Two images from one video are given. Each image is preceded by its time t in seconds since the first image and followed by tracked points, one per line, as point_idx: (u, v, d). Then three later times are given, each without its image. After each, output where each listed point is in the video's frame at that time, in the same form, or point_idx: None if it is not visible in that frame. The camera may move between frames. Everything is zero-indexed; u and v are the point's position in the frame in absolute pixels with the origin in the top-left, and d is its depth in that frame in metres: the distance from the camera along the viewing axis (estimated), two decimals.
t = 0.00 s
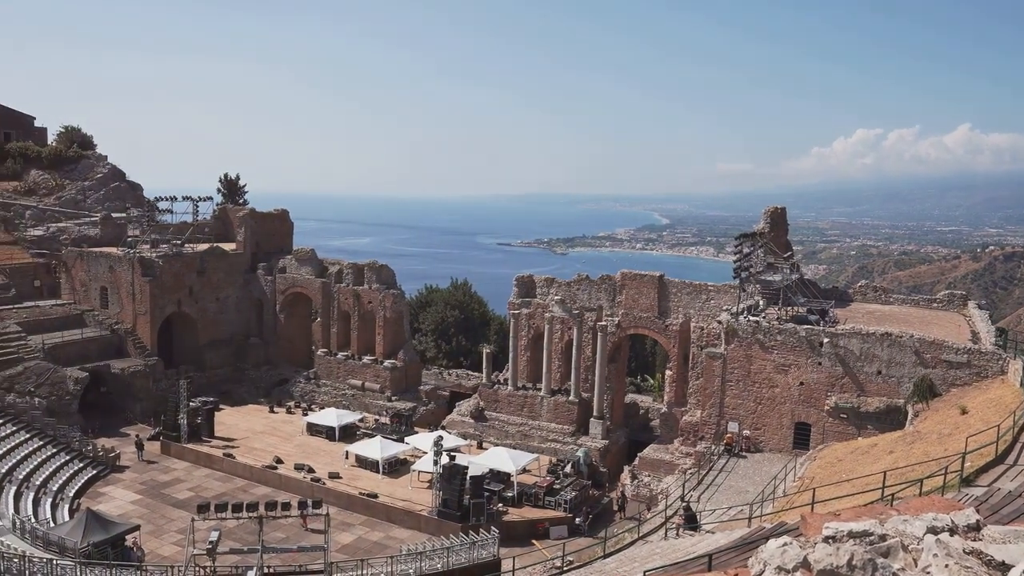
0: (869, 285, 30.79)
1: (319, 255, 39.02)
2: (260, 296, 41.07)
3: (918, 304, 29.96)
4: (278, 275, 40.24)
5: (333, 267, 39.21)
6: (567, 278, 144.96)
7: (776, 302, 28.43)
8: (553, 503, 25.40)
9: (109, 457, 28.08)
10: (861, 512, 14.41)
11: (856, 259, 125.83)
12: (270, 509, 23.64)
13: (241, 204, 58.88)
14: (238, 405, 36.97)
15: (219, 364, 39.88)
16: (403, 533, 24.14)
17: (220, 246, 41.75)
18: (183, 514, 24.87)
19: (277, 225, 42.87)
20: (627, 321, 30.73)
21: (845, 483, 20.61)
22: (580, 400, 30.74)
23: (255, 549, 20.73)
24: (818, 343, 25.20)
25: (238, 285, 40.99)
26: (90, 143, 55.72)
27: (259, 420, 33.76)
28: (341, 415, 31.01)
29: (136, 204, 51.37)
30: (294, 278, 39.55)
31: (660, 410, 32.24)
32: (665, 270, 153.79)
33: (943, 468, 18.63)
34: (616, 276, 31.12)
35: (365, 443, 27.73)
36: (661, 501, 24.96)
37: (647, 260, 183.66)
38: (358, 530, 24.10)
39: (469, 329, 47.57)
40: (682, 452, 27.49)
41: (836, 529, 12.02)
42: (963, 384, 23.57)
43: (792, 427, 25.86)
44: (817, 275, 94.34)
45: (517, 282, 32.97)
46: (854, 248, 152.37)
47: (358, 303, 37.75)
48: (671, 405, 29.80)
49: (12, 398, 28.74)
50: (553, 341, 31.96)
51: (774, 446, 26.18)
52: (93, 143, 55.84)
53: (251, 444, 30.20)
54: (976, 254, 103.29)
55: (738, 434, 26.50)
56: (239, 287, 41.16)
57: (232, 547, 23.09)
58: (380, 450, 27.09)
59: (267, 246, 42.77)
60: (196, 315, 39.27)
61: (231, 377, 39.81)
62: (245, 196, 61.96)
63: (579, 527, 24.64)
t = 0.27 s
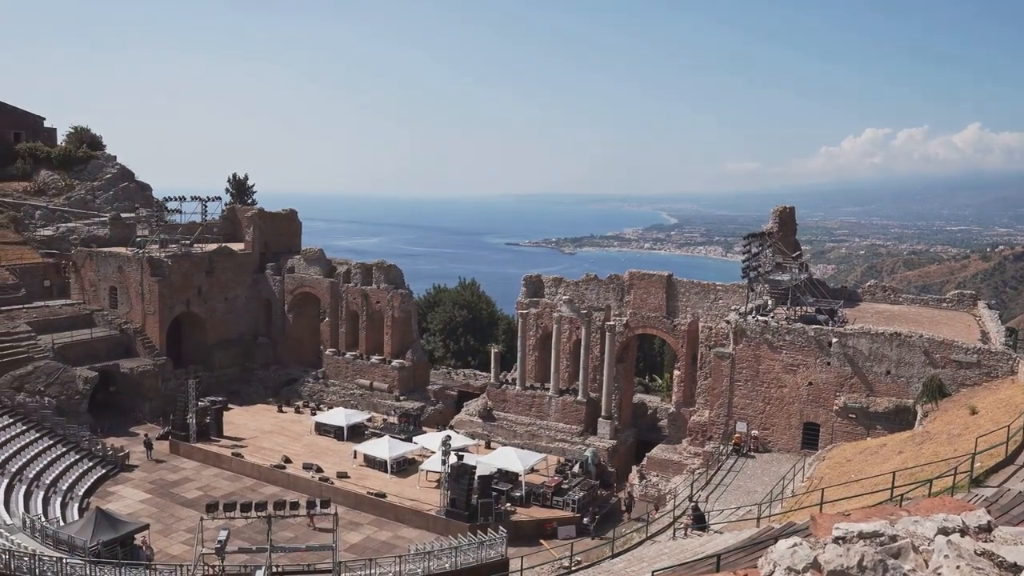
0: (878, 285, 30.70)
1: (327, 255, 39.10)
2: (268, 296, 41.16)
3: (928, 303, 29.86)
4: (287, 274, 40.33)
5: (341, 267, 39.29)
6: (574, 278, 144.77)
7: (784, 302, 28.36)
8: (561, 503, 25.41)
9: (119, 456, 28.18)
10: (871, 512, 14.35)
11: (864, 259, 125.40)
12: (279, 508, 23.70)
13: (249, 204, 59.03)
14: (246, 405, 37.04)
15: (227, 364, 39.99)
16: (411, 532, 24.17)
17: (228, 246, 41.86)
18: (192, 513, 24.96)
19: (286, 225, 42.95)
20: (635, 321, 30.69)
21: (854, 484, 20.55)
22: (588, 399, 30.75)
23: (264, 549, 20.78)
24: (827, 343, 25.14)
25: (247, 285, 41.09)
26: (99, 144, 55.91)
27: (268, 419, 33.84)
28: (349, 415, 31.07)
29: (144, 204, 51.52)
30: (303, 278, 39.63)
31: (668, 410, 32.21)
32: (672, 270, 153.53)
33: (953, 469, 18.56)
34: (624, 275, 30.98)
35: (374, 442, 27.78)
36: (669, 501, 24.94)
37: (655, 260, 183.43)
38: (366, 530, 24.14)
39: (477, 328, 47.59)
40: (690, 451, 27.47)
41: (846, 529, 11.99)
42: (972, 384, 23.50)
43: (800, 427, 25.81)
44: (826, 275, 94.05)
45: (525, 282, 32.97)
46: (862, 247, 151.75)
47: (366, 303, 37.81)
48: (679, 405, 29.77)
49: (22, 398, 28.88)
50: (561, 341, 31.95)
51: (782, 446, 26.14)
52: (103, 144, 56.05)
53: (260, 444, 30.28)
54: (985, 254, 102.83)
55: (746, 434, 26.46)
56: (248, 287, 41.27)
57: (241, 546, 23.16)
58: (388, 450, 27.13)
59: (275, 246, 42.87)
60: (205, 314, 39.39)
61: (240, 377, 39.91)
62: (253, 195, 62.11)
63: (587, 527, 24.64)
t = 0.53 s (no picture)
0: (886, 284, 30.64)
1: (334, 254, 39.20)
2: (276, 295, 41.27)
3: (936, 303, 29.79)
4: (294, 274, 40.43)
5: (348, 266, 39.39)
6: (581, 277, 144.65)
7: (792, 302, 28.31)
8: (569, 502, 25.41)
9: (127, 455, 28.28)
10: (881, 512, 14.29)
11: (872, 258, 125.00)
12: (287, 507, 23.75)
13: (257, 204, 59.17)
14: (254, 404, 37.11)
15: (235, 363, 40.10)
16: (418, 531, 24.19)
17: (236, 245, 41.98)
18: (200, 512, 25.04)
19: (293, 224, 43.06)
20: (642, 320, 30.69)
21: (862, 483, 20.49)
22: (595, 399, 30.76)
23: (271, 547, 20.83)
24: (835, 342, 25.10)
25: (254, 284, 41.20)
26: (107, 144, 56.09)
27: (275, 419, 33.92)
28: (356, 414, 31.12)
29: (152, 204, 51.65)
30: (310, 277, 39.71)
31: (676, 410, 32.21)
32: (678, 269, 153.31)
33: (961, 468, 18.48)
34: (632, 275, 31.11)
35: (381, 442, 27.83)
36: (676, 501, 24.91)
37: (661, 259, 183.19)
38: (373, 529, 24.17)
39: (484, 328, 47.63)
40: (697, 451, 27.45)
41: (855, 529, 11.95)
42: (981, 383, 23.45)
43: (808, 427, 25.75)
44: (834, 274, 93.79)
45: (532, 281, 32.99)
46: (870, 246, 151.21)
47: (374, 302, 37.88)
48: (686, 405, 29.76)
49: (31, 397, 29.01)
50: (569, 340, 31.94)
51: (790, 446, 26.08)
52: (110, 144, 56.25)
53: (267, 443, 30.35)
54: (994, 253, 102.42)
55: (754, 433, 26.43)
56: (256, 286, 41.38)
57: (248, 545, 23.21)
58: (396, 449, 27.18)
59: (283, 246, 42.97)
60: (213, 313, 39.51)
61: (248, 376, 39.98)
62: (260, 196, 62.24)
63: (595, 527, 24.63)
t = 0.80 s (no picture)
0: (894, 283, 30.54)
1: (342, 254, 39.28)
2: (284, 294, 41.38)
3: (945, 302, 29.67)
4: (302, 273, 40.53)
5: (356, 266, 39.47)
6: (589, 276, 144.54)
7: (800, 301, 28.19)
8: (576, 501, 25.41)
9: (136, 453, 28.40)
10: (890, 512, 14.24)
11: (881, 257, 124.52)
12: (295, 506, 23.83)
13: (265, 203, 59.40)
14: (262, 403, 37.21)
15: (243, 362, 40.22)
16: (426, 530, 24.22)
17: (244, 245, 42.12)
18: (208, 510, 25.12)
19: (301, 224, 43.17)
20: (650, 319, 30.64)
21: (870, 483, 20.42)
22: (603, 398, 30.76)
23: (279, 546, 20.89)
24: (843, 342, 25.02)
25: (262, 284, 41.33)
26: (116, 143, 56.35)
27: (283, 417, 34.02)
28: (364, 413, 31.19)
29: (161, 203, 51.86)
30: (318, 277, 39.78)
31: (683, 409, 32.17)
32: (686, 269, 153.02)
33: (971, 469, 18.39)
34: (639, 274, 31.12)
35: (389, 441, 27.87)
36: (683, 500, 24.89)
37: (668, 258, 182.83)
38: (381, 528, 24.22)
39: (492, 327, 47.67)
40: (705, 450, 27.41)
41: (865, 529, 11.91)
42: (991, 383, 23.36)
43: (817, 426, 25.68)
44: (843, 274, 93.48)
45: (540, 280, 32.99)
46: (879, 245, 150.61)
47: (381, 302, 37.94)
48: (694, 404, 29.71)
49: (41, 395, 29.16)
50: (576, 340, 31.94)
51: (798, 445, 26.02)
52: (119, 144, 56.48)
53: (275, 442, 30.44)
54: (1004, 252, 101.87)
55: (762, 433, 26.36)
56: (264, 286, 41.50)
57: (256, 544, 23.28)
58: (403, 448, 27.23)
59: (291, 245, 43.08)
60: (221, 312, 39.65)
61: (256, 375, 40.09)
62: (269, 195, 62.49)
63: (602, 526, 24.62)
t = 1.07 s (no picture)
0: (903, 282, 30.43)
1: (349, 253, 39.34)
2: (292, 294, 41.47)
3: (954, 301, 29.58)
4: (310, 273, 40.63)
5: (364, 265, 39.56)
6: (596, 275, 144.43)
7: (809, 301, 28.36)
8: (584, 501, 25.41)
9: (145, 452, 28.51)
10: (900, 512, 14.19)
11: (889, 257, 124.00)
12: (302, 505, 23.88)
13: (273, 202, 59.54)
14: (270, 402, 37.28)
15: (251, 361, 40.33)
16: (433, 530, 24.24)
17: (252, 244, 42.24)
18: (217, 509, 25.19)
19: (309, 223, 43.28)
20: (658, 319, 30.66)
21: (879, 483, 20.36)
22: (611, 397, 30.75)
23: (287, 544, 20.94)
24: (852, 341, 24.94)
25: (271, 283, 41.43)
26: (125, 143, 56.56)
27: (291, 417, 34.09)
28: (372, 412, 31.24)
29: (169, 202, 52.03)
30: (326, 276, 39.85)
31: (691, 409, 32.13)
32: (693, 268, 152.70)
33: (981, 469, 18.31)
34: (647, 273, 30.89)
35: (396, 440, 27.91)
36: (691, 500, 24.85)
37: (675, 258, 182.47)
38: (388, 527, 24.25)
39: (499, 327, 47.68)
40: (713, 450, 27.36)
41: (875, 529, 11.88)
42: (1000, 383, 23.27)
43: (825, 426, 25.61)
44: (852, 273, 93.10)
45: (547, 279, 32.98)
46: (887, 244, 149.81)
47: (389, 301, 38.00)
48: (702, 404, 29.67)
49: (51, 394, 29.29)
50: (584, 339, 31.95)
51: (806, 445, 25.95)
52: (128, 144, 56.70)
53: (283, 441, 30.51)
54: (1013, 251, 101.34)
55: (770, 433, 26.30)
56: (272, 285, 41.60)
57: (264, 543, 23.34)
58: (411, 447, 27.28)
59: (299, 245, 43.18)
60: (229, 312, 39.76)
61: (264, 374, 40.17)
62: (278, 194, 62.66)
63: (610, 526, 24.60)
